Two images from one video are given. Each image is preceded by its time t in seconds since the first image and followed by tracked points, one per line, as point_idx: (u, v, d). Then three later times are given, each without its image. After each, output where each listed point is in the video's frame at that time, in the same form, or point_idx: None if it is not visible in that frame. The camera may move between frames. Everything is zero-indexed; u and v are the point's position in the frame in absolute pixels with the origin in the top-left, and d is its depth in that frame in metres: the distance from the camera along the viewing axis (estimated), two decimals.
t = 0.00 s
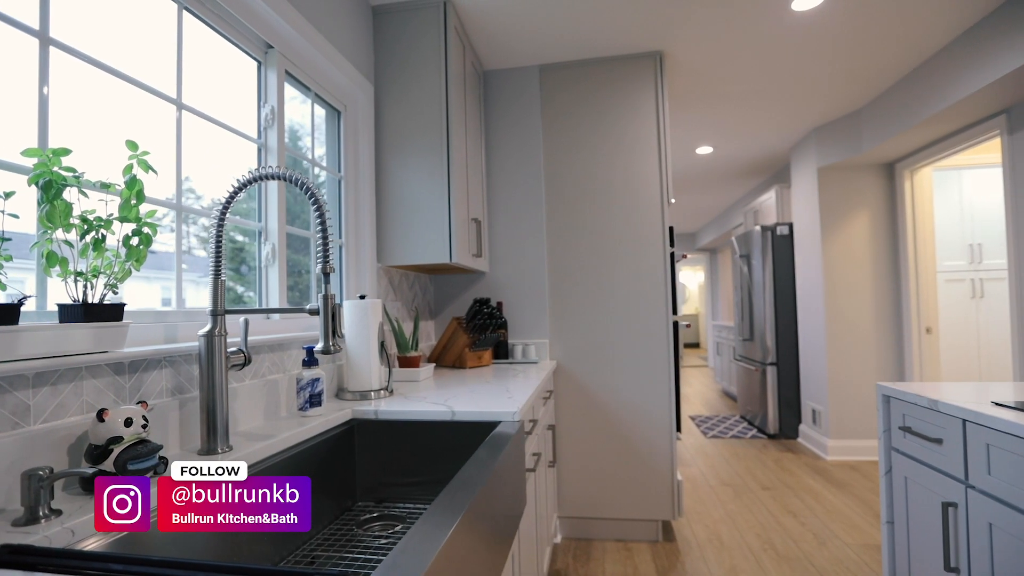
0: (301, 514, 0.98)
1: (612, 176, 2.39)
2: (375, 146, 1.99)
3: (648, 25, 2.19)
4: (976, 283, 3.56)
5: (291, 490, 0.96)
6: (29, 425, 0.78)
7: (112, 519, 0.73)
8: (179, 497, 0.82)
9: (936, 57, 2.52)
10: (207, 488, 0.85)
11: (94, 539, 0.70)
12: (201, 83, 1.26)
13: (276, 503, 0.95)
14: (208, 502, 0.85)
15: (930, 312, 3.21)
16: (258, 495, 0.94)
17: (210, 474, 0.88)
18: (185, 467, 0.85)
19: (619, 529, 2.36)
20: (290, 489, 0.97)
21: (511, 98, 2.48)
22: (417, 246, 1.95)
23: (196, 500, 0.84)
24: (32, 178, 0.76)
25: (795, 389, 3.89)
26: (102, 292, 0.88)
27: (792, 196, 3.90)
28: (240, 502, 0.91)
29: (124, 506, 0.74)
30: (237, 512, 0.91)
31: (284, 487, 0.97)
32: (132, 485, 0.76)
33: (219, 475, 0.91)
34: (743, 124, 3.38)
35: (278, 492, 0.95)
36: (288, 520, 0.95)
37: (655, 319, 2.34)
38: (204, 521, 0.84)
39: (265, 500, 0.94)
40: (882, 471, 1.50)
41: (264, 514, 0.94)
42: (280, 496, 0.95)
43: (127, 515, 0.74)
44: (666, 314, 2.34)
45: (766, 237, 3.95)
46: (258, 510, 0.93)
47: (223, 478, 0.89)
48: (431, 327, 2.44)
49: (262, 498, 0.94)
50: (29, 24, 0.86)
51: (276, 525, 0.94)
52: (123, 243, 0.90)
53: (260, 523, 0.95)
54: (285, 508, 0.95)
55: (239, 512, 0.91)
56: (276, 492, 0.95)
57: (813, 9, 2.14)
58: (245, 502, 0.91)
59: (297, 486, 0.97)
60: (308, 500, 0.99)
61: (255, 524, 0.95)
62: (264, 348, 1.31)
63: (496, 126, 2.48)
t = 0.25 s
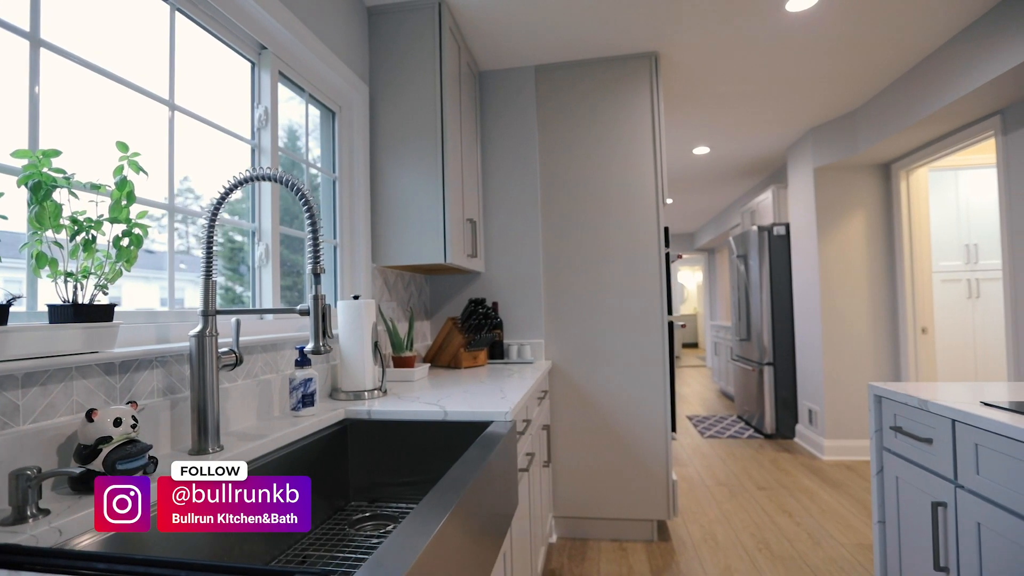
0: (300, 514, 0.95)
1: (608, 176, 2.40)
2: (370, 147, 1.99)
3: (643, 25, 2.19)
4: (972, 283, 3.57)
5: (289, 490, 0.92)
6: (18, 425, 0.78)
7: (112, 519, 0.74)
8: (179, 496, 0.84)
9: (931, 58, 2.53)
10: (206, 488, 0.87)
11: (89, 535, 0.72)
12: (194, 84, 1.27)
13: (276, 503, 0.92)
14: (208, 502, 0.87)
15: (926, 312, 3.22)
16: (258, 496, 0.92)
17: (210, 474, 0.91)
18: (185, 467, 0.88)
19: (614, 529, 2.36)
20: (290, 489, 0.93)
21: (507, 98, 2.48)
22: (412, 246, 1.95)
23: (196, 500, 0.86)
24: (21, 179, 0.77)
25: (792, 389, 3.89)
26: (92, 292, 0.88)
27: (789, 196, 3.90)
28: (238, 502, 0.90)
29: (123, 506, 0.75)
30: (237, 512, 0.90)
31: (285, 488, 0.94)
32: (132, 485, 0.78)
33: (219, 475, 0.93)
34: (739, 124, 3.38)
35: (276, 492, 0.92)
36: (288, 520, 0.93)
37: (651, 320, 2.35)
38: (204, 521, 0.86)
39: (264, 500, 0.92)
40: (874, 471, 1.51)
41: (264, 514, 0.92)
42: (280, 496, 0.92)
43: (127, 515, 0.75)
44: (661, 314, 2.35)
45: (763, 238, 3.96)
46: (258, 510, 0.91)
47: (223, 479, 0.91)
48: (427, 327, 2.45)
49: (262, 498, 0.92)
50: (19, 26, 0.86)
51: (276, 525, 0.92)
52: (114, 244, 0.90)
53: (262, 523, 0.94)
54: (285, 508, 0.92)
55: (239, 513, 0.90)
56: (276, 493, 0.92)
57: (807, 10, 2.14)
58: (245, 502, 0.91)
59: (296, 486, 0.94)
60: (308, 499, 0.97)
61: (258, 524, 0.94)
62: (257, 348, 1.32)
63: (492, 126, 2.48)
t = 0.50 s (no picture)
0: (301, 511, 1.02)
1: (603, 177, 2.40)
2: (365, 147, 2.00)
3: (637, 26, 2.20)
4: (968, 284, 3.57)
5: (291, 489, 1.00)
6: (6, 426, 0.79)
7: (112, 520, 0.76)
8: (180, 496, 0.87)
9: (926, 60, 2.54)
10: (207, 488, 0.90)
11: (84, 531, 0.74)
12: (186, 85, 1.27)
13: (276, 503, 0.99)
14: (208, 501, 0.90)
15: (922, 313, 3.22)
16: (258, 496, 0.98)
17: (210, 474, 0.94)
18: (184, 467, 0.91)
19: (609, 529, 2.37)
20: (290, 489, 1.01)
21: (502, 99, 2.49)
22: (406, 247, 1.96)
23: (196, 500, 0.89)
24: (10, 181, 0.77)
25: (788, 389, 3.90)
26: (81, 293, 0.88)
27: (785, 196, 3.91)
28: (239, 502, 0.95)
29: (125, 506, 0.78)
30: (237, 512, 0.95)
31: (285, 488, 1.01)
32: (132, 485, 0.80)
33: (220, 475, 0.96)
34: (735, 125, 3.39)
35: (277, 492, 0.99)
36: (287, 520, 1.00)
37: (645, 320, 2.35)
38: (203, 521, 0.89)
39: (264, 500, 0.98)
40: (865, 471, 1.51)
41: (264, 514, 0.97)
42: (281, 497, 0.99)
43: (127, 515, 0.78)
44: (656, 315, 2.35)
45: (759, 238, 3.97)
46: (258, 510, 0.97)
47: (223, 479, 0.94)
48: (422, 327, 2.45)
49: (262, 498, 0.98)
50: (8, 27, 0.87)
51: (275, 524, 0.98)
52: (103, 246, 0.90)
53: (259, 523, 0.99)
54: (285, 507, 0.99)
55: (239, 512, 0.95)
56: (276, 493, 0.99)
57: (801, 12, 2.15)
58: (245, 502, 0.96)
59: (296, 486, 1.02)
60: (307, 501, 1.03)
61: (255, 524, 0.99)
62: (249, 348, 1.32)
63: (487, 127, 2.48)
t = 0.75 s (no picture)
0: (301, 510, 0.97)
1: (598, 178, 2.41)
2: (359, 148, 2.00)
3: (631, 28, 2.20)
4: (963, 284, 3.59)
5: (289, 490, 0.95)
6: None
7: (112, 519, 0.78)
8: (180, 496, 0.88)
9: (920, 61, 2.55)
10: (207, 488, 0.91)
11: (77, 528, 0.75)
12: (177, 85, 1.27)
13: (276, 503, 0.95)
14: (208, 502, 0.90)
15: (916, 313, 3.23)
16: (258, 496, 0.95)
17: (210, 474, 0.94)
18: (184, 467, 0.92)
19: (603, 529, 2.37)
20: (290, 490, 0.96)
21: (497, 100, 2.49)
22: (400, 248, 1.96)
23: (196, 500, 0.89)
24: None
25: (783, 389, 3.91)
26: (69, 294, 0.88)
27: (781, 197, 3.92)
28: (239, 502, 0.93)
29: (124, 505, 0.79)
30: (237, 512, 0.93)
31: (284, 488, 0.97)
32: (132, 485, 0.81)
33: (220, 474, 0.96)
34: (731, 125, 3.40)
35: (277, 492, 0.95)
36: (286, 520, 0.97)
37: (639, 321, 2.36)
38: (203, 521, 0.90)
39: (265, 500, 0.95)
40: (856, 471, 1.52)
41: (265, 514, 0.95)
42: (280, 497, 0.95)
43: (126, 515, 0.79)
44: (651, 315, 2.36)
45: (755, 239, 3.97)
46: (258, 510, 0.94)
47: (223, 479, 0.94)
48: (417, 328, 2.45)
49: (262, 498, 0.95)
50: None
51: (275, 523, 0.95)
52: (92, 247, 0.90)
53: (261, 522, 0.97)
54: (285, 507, 0.95)
55: (239, 512, 0.93)
56: (276, 493, 0.95)
57: (795, 13, 2.16)
58: (245, 502, 0.93)
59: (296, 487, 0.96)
60: (308, 501, 1.01)
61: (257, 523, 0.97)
62: (241, 349, 1.32)
63: (482, 127, 2.49)
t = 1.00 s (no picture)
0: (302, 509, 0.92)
1: (592, 178, 2.41)
2: (352, 148, 2.00)
3: (625, 29, 2.21)
4: (957, 285, 3.60)
5: (289, 489, 0.91)
6: None
7: (112, 519, 0.80)
8: (179, 496, 0.90)
9: (914, 63, 2.56)
10: (206, 488, 0.91)
11: (69, 526, 0.76)
12: (169, 86, 1.27)
13: (276, 502, 0.91)
14: (208, 501, 0.90)
15: (910, 313, 3.24)
16: (258, 496, 0.91)
17: (210, 474, 0.96)
18: (184, 467, 0.94)
19: (598, 529, 2.37)
20: (290, 489, 0.92)
21: (492, 100, 2.49)
22: (393, 248, 1.96)
23: (196, 500, 0.90)
24: None
25: (778, 389, 3.92)
26: (57, 295, 0.88)
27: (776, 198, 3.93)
28: (239, 502, 0.91)
29: (125, 505, 0.80)
30: (238, 512, 0.91)
31: (284, 487, 0.92)
32: (132, 485, 0.82)
33: (219, 474, 0.98)
34: (726, 126, 3.41)
35: (276, 491, 0.91)
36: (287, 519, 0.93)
37: (634, 321, 2.36)
38: (203, 521, 0.91)
39: (264, 500, 0.91)
40: (846, 471, 1.52)
41: (265, 514, 0.92)
42: (281, 497, 0.91)
43: (126, 515, 0.80)
44: (645, 316, 2.36)
45: (751, 239, 3.98)
46: (258, 509, 0.91)
47: (224, 479, 0.92)
48: (412, 328, 2.45)
49: (262, 498, 0.91)
50: None
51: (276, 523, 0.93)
52: (79, 247, 0.90)
53: (263, 521, 0.94)
54: (285, 507, 0.92)
55: (239, 512, 0.91)
56: (276, 493, 0.91)
57: (789, 14, 2.17)
58: (245, 502, 0.91)
59: (296, 485, 0.92)
60: (309, 500, 0.94)
61: (258, 523, 0.95)
62: (232, 349, 1.32)
63: (476, 128, 2.49)
